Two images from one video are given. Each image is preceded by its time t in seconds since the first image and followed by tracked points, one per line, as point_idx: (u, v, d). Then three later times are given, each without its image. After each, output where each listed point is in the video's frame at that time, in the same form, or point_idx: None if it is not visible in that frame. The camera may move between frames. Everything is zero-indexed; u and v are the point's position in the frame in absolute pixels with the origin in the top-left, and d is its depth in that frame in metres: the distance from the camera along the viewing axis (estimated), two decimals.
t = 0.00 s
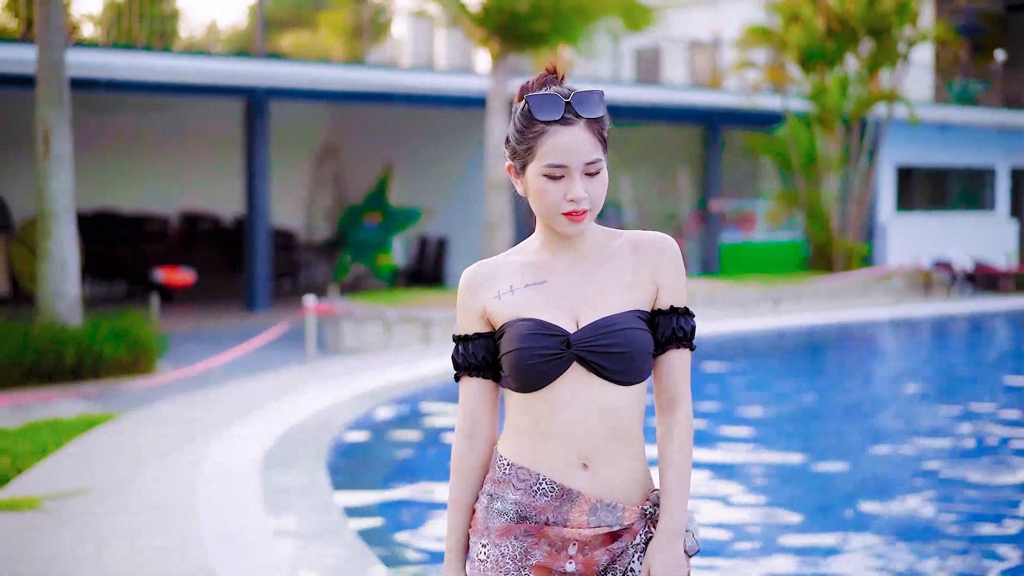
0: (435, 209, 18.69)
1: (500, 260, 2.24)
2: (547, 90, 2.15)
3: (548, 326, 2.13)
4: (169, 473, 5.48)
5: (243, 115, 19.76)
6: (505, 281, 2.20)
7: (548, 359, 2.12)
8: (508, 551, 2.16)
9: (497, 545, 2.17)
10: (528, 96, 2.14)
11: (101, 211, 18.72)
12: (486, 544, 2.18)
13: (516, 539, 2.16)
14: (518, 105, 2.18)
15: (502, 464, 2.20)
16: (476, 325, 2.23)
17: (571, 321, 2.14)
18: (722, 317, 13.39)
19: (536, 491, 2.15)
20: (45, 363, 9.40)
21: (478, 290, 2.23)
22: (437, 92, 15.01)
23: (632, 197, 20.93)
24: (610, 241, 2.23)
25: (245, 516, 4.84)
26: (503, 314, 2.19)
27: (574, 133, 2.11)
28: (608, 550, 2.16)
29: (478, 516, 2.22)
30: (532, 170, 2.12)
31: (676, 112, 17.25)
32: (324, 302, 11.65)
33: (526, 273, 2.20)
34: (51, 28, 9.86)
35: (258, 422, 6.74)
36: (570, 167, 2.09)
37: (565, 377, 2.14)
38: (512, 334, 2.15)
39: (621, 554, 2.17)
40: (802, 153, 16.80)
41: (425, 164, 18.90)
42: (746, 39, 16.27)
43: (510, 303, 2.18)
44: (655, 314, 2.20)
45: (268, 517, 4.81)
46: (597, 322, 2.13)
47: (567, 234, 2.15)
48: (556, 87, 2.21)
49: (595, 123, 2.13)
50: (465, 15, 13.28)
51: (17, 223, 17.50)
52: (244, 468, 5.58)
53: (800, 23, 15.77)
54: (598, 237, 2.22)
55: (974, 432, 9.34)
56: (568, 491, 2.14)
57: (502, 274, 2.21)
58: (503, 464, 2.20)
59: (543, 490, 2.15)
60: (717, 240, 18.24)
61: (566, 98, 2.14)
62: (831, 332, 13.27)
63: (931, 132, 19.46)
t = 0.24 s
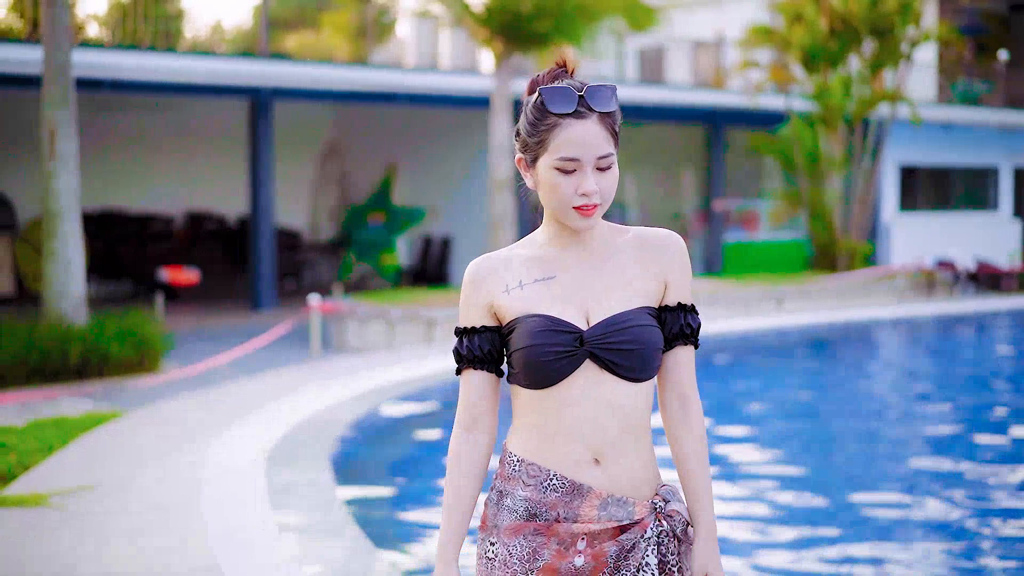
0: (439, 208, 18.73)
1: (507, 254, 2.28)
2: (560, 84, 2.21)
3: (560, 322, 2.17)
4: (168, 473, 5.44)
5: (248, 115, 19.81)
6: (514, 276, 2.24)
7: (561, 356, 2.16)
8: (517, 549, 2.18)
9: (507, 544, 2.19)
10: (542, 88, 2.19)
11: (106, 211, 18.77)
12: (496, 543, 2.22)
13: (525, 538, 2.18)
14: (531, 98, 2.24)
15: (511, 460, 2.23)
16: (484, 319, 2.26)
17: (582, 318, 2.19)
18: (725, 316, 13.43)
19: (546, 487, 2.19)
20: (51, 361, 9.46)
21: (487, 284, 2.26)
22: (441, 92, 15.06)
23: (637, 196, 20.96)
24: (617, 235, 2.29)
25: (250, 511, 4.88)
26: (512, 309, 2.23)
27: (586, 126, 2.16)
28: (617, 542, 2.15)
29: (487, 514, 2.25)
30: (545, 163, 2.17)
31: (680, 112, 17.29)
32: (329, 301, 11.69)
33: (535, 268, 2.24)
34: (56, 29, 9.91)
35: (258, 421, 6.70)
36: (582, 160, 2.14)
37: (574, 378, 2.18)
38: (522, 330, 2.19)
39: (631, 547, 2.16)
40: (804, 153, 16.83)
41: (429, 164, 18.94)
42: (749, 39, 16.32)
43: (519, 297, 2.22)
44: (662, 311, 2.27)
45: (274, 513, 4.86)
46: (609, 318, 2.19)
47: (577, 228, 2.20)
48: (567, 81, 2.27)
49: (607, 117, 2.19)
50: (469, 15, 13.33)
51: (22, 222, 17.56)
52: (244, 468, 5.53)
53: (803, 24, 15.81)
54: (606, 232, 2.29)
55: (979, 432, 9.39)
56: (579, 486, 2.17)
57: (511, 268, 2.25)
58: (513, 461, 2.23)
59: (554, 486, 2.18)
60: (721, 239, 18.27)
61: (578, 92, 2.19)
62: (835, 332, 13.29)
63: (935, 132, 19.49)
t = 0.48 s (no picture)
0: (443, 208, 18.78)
1: (514, 245, 2.32)
2: (574, 79, 2.25)
3: (572, 320, 2.21)
4: (170, 473, 5.44)
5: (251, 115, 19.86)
6: (522, 270, 2.28)
7: (573, 354, 2.21)
8: (529, 547, 2.21)
9: (518, 542, 2.22)
10: (557, 83, 2.24)
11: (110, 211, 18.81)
12: (505, 542, 2.23)
13: (537, 535, 2.21)
14: (545, 90, 2.28)
15: (519, 457, 2.26)
16: (490, 309, 2.28)
17: (592, 316, 2.25)
18: (728, 314, 13.47)
19: (555, 482, 2.23)
20: (57, 360, 9.51)
21: (495, 275, 2.28)
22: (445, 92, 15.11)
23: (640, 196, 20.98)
24: (624, 232, 2.37)
25: (257, 507, 4.92)
26: (522, 303, 2.26)
27: (601, 122, 2.21)
28: (628, 529, 2.21)
29: (495, 513, 2.26)
30: (557, 158, 2.22)
31: (683, 111, 17.31)
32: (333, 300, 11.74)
33: (543, 263, 2.29)
34: (61, 29, 9.94)
35: (259, 421, 6.67)
36: (596, 156, 2.19)
37: (583, 376, 2.23)
38: (532, 327, 2.22)
39: (643, 534, 2.22)
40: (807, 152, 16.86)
41: (432, 164, 18.99)
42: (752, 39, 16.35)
43: (529, 291, 2.26)
44: (670, 309, 2.39)
45: (280, 509, 4.90)
46: (621, 316, 2.25)
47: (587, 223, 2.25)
48: (580, 75, 2.30)
49: (620, 114, 2.24)
50: (472, 15, 13.37)
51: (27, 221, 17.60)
52: (244, 468, 5.53)
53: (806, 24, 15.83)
54: (613, 229, 2.36)
55: (982, 431, 9.42)
56: (589, 478, 2.22)
57: (519, 262, 2.29)
58: (520, 458, 2.26)
59: (563, 480, 2.22)
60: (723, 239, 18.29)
61: (594, 86, 2.24)
62: (838, 332, 13.32)
63: (937, 132, 19.51)
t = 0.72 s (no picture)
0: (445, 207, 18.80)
1: (518, 239, 2.32)
2: (584, 75, 2.26)
3: (581, 318, 2.22)
4: (169, 472, 5.47)
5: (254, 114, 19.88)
6: (530, 264, 2.29)
7: (580, 353, 2.22)
8: (535, 544, 2.24)
9: (523, 540, 2.25)
10: (568, 79, 2.25)
11: (112, 210, 18.84)
12: (512, 540, 2.26)
13: (542, 533, 2.24)
14: (556, 85, 2.29)
15: (522, 455, 2.28)
16: (496, 301, 2.27)
17: (598, 313, 2.27)
18: (730, 314, 13.48)
19: (559, 479, 2.25)
20: (61, 359, 9.54)
21: (501, 268, 2.29)
22: (448, 92, 15.13)
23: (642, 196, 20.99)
24: (630, 230, 2.39)
25: (259, 505, 4.94)
26: (529, 298, 2.26)
27: (612, 120, 2.22)
28: (631, 519, 2.26)
29: (502, 511, 2.30)
30: (568, 154, 2.22)
31: (685, 111, 17.34)
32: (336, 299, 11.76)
33: (549, 258, 2.30)
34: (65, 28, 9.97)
35: (259, 422, 6.65)
36: (607, 153, 2.20)
37: (589, 373, 2.25)
38: (540, 324, 2.22)
39: (646, 524, 2.27)
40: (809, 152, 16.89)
41: (435, 163, 19.00)
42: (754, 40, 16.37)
43: (537, 287, 2.27)
44: (674, 308, 2.42)
45: (283, 506, 4.93)
46: (628, 315, 2.27)
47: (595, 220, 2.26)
48: (589, 71, 2.32)
49: (631, 110, 2.25)
50: (475, 15, 13.39)
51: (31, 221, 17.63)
52: (244, 468, 5.53)
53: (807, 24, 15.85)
54: (620, 227, 2.38)
55: (986, 431, 9.41)
56: (592, 473, 2.25)
57: (525, 256, 2.30)
58: (523, 455, 2.28)
59: (566, 476, 2.24)
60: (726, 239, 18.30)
61: (606, 84, 2.25)
62: (840, 332, 13.32)
63: (939, 132, 19.52)
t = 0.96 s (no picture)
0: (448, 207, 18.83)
1: (525, 236, 2.35)
2: (596, 76, 2.29)
3: (589, 317, 2.26)
4: (170, 473, 5.45)
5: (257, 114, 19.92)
6: (539, 262, 2.32)
7: (588, 350, 2.26)
8: (540, 543, 2.27)
9: (528, 539, 2.28)
10: (579, 80, 2.27)
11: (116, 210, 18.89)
12: (517, 539, 2.30)
13: (547, 531, 2.27)
14: (566, 86, 2.31)
15: (526, 455, 2.32)
16: (504, 295, 2.30)
17: (603, 312, 2.31)
18: (733, 313, 13.51)
19: (563, 477, 2.28)
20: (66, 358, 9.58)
21: (508, 264, 2.32)
22: (451, 92, 15.17)
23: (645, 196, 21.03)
24: (634, 232, 2.43)
25: (263, 503, 4.98)
26: (536, 295, 2.30)
27: (623, 121, 2.25)
28: (634, 513, 2.29)
29: (509, 510, 2.33)
30: (578, 153, 2.25)
31: (688, 111, 17.37)
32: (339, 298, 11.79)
33: (555, 256, 2.33)
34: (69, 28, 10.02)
35: (259, 421, 6.65)
36: (617, 154, 2.23)
37: (594, 371, 2.29)
38: (548, 321, 2.26)
39: (651, 519, 2.29)
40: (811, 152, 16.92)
41: (438, 163, 19.04)
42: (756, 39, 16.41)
43: (544, 285, 2.30)
44: (675, 309, 2.47)
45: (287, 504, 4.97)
46: (632, 315, 2.31)
47: (603, 220, 2.29)
48: (599, 70, 2.35)
49: (641, 112, 2.28)
50: (478, 16, 13.43)
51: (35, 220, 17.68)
52: (249, 466, 5.56)
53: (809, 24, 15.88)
54: (625, 229, 2.42)
55: (988, 430, 9.44)
56: (595, 469, 2.28)
57: (532, 253, 2.33)
58: (528, 455, 2.32)
59: (569, 474, 2.28)
60: (727, 239, 18.33)
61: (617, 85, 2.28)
62: (843, 331, 13.35)
63: (941, 132, 19.55)
